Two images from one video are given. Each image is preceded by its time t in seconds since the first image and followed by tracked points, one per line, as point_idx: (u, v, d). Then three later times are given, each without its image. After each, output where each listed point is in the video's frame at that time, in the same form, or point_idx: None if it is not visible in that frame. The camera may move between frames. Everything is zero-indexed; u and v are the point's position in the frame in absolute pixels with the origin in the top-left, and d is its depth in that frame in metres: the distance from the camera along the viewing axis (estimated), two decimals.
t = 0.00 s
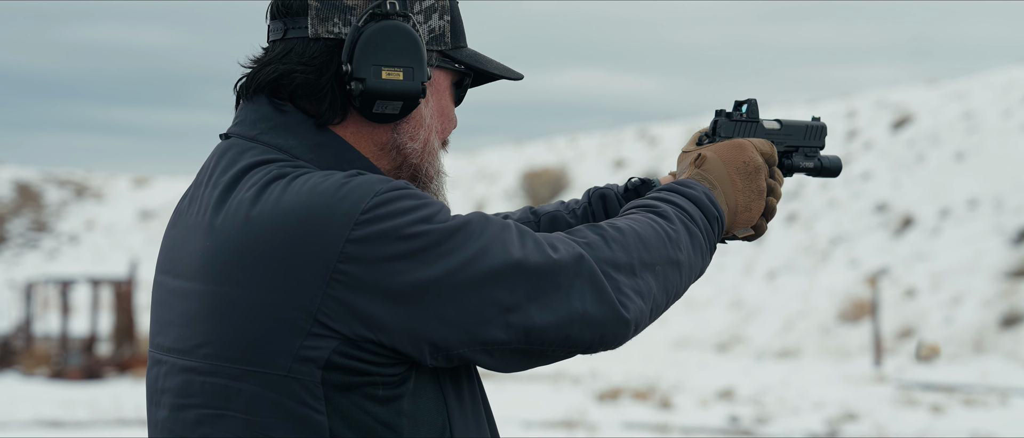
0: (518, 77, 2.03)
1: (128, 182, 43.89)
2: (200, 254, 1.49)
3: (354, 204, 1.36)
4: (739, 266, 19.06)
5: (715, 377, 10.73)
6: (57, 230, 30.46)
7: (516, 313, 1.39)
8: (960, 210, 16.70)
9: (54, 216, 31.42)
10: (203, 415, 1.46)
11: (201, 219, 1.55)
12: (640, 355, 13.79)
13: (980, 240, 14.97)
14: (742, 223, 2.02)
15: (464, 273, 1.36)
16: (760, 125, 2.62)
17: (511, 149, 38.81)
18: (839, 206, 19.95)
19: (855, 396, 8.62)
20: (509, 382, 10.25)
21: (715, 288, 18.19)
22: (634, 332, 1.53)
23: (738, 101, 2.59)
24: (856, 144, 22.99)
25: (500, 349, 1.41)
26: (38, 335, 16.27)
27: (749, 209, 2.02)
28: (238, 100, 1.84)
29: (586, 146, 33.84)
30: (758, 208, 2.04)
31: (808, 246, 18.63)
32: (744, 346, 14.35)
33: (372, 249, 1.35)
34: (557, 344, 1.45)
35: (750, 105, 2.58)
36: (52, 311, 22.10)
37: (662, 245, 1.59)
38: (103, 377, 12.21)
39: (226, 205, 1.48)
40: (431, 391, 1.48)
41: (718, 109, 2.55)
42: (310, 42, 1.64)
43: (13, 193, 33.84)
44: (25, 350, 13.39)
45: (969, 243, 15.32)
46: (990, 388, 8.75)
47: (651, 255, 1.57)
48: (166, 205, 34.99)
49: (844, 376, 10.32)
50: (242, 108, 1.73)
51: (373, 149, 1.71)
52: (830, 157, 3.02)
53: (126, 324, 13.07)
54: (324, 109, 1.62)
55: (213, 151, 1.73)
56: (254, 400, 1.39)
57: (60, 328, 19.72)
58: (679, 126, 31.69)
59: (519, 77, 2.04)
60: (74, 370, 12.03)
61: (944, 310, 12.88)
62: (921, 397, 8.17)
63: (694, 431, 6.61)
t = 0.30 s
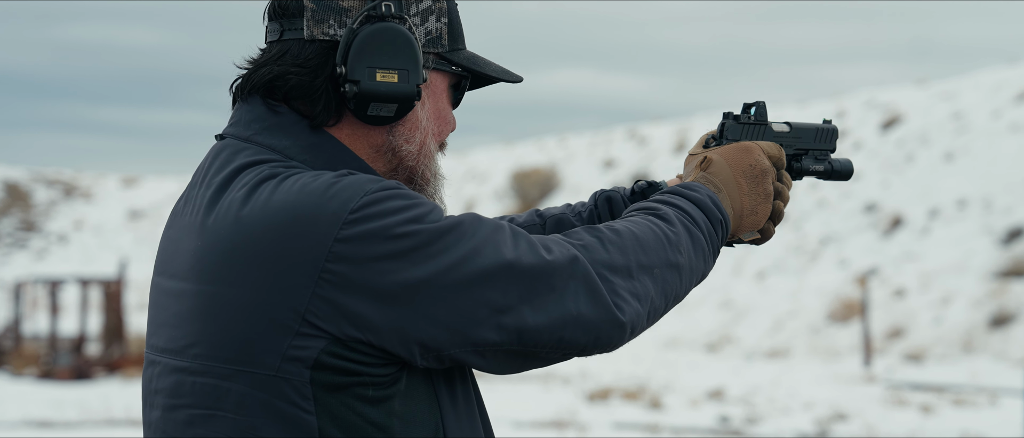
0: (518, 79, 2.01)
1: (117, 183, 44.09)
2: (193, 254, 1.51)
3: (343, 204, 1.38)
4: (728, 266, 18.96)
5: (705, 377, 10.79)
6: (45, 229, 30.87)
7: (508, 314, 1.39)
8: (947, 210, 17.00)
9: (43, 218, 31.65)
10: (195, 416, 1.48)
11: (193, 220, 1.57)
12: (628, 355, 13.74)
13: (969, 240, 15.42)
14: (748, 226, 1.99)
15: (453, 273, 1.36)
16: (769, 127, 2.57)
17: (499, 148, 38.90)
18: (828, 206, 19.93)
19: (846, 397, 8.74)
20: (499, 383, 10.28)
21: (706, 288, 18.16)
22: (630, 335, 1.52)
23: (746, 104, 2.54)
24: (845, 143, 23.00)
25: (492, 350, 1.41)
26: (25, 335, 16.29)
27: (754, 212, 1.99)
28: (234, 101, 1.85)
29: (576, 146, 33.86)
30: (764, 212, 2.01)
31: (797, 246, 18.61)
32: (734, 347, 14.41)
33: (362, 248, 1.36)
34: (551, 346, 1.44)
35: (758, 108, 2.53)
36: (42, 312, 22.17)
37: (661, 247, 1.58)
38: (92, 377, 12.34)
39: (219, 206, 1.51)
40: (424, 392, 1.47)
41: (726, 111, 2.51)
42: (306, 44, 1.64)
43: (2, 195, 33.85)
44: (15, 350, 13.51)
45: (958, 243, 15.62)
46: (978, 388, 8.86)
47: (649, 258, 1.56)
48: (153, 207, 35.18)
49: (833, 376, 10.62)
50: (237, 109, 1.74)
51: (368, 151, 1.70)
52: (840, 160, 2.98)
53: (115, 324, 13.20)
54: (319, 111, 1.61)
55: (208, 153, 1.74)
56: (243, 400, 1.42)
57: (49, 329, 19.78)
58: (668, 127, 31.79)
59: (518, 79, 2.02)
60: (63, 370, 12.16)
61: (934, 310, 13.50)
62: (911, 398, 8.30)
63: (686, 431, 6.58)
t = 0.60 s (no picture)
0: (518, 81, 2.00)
1: (107, 182, 44.04)
2: (186, 254, 1.52)
3: (333, 202, 1.39)
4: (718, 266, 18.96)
5: (694, 377, 10.81)
6: (33, 230, 31.04)
7: (501, 314, 1.39)
8: (937, 210, 17.15)
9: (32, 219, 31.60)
10: (186, 415, 1.49)
11: (187, 220, 1.58)
12: (618, 354, 13.74)
13: (958, 239, 15.61)
14: (753, 227, 1.97)
15: (446, 272, 1.37)
16: (775, 127, 2.55)
17: (488, 148, 38.92)
18: (818, 205, 19.98)
19: (835, 397, 8.79)
20: (488, 384, 10.30)
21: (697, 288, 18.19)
22: (627, 335, 1.52)
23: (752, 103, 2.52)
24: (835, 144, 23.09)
25: (486, 349, 1.41)
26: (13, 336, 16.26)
27: (761, 212, 1.97)
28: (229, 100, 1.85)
29: (566, 146, 33.86)
30: (770, 212, 1.99)
31: (787, 246, 18.64)
32: (724, 347, 14.47)
33: (353, 247, 1.37)
34: (545, 346, 1.44)
35: (764, 107, 2.52)
36: (32, 313, 22.12)
37: (660, 247, 1.57)
38: (81, 377, 12.34)
39: (211, 206, 1.52)
40: (418, 392, 1.48)
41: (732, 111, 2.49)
42: (301, 45, 1.65)
43: None
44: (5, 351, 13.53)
45: (948, 243, 15.78)
46: (967, 388, 8.93)
47: (648, 257, 1.55)
48: (140, 206, 35.19)
49: (823, 376, 10.60)
50: (232, 109, 1.75)
51: (364, 152, 1.70)
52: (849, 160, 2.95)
53: (104, 324, 13.23)
54: (313, 111, 1.62)
55: (203, 152, 1.74)
56: (234, 399, 1.42)
57: (38, 329, 19.76)
58: (659, 127, 31.85)
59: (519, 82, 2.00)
60: (51, 370, 12.16)
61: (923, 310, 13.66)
62: (900, 398, 8.36)
63: (675, 431, 6.59)
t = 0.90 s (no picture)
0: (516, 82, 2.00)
1: (95, 181, 43.85)
2: (181, 254, 1.53)
3: (328, 202, 1.39)
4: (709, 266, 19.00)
5: (684, 377, 10.84)
6: (21, 230, 30.94)
7: (498, 313, 1.39)
8: (926, 210, 17.27)
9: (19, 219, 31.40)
10: (181, 416, 1.49)
11: (183, 219, 1.58)
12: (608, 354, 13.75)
13: (948, 239, 15.71)
14: (756, 226, 1.98)
15: (442, 272, 1.37)
16: (778, 126, 2.56)
17: (478, 148, 38.88)
18: (807, 205, 20.07)
19: (824, 396, 8.82)
20: (478, 384, 10.28)
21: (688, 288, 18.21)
22: (625, 334, 1.52)
23: (755, 102, 2.53)
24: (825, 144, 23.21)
25: (482, 349, 1.41)
26: None
27: (762, 211, 1.97)
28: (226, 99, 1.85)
29: (555, 145, 33.88)
30: (772, 211, 1.99)
31: (777, 246, 18.71)
32: (713, 347, 14.51)
33: (347, 246, 1.37)
34: (543, 346, 1.44)
35: (765, 107, 2.53)
36: (20, 313, 22.02)
37: (661, 246, 1.57)
38: (70, 378, 12.28)
39: (205, 208, 1.52)
40: (413, 393, 1.48)
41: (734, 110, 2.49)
42: (297, 45, 1.65)
43: None
44: None
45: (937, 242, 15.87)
46: (957, 387, 9.00)
47: (646, 256, 1.55)
48: (128, 206, 35.07)
49: (813, 375, 10.65)
50: (228, 109, 1.74)
51: (361, 153, 1.70)
52: (851, 160, 2.95)
53: (93, 325, 13.19)
54: (308, 112, 1.61)
55: (199, 152, 1.74)
56: (228, 400, 1.42)
57: (26, 330, 19.68)
58: (648, 127, 31.94)
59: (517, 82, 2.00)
60: (41, 371, 12.12)
61: (912, 310, 13.74)
62: (890, 397, 8.40)
63: (666, 431, 6.60)
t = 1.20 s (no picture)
0: (514, 81, 1.99)
1: (84, 180, 43.75)
2: (176, 255, 1.52)
3: (324, 203, 1.38)
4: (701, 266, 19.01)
5: (675, 377, 10.83)
6: (9, 229, 30.89)
7: (497, 314, 1.39)
8: (916, 209, 17.34)
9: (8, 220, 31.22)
10: (178, 418, 1.48)
11: (178, 221, 1.57)
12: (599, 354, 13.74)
13: (938, 239, 15.77)
14: (756, 226, 1.98)
15: (439, 272, 1.36)
16: (778, 125, 2.55)
17: (468, 148, 38.84)
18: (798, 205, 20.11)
19: (815, 396, 8.84)
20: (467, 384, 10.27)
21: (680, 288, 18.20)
22: (625, 335, 1.51)
23: (755, 102, 2.53)
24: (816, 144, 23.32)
25: (480, 350, 1.40)
26: None
27: (763, 211, 1.97)
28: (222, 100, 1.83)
29: (546, 146, 33.91)
30: (773, 211, 1.99)
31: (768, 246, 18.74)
32: (705, 347, 14.52)
33: (343, 247, 1.36)
34: (542, 346, 1.43)
35: (766, 106, 2.52)
36: (9, 314, 21.89)
37: (659, 246, 1.57)
38: (60, 378, 12.26)
39: (202, 208, 1.51)
40: (412, 395, 1.47)
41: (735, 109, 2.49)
42: (294, 45, 1.64)
43: None
44: None
45: (927, 242, 15.93)
46: (947, 387, 9.03)
47: (646, 256, 1.55)
48: (118, 206, 35.00)
49: (804, 375, 10.68)
50: (224, 109, 1.73)
51: (358, 154, 1.69)
52: (851, 160, 2.95)
53: (83, 325, 13.17)
54: (304, 112, 1.60)
55: (196, 152, 1.73)
56: (225, 402, 1.41)
57: (15, 330, 19.58)
58: (640, 127, 31.99)
59: (514, 82, 2.00)
60: (31, 371, 12.09)
61: (902, 309, 13.75)
62: (881, 397, 8.43)
63: (657, 431, 6.61)
